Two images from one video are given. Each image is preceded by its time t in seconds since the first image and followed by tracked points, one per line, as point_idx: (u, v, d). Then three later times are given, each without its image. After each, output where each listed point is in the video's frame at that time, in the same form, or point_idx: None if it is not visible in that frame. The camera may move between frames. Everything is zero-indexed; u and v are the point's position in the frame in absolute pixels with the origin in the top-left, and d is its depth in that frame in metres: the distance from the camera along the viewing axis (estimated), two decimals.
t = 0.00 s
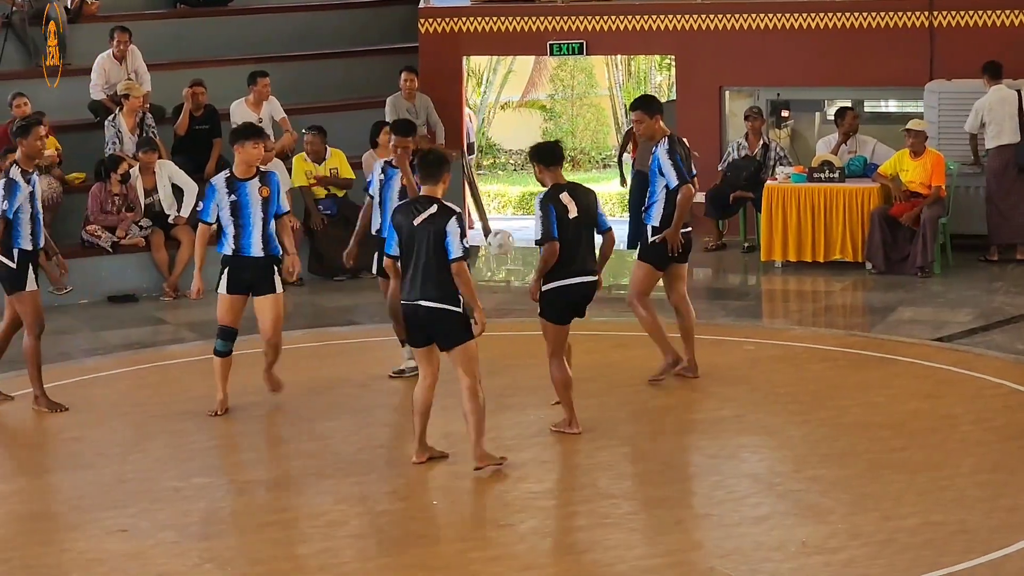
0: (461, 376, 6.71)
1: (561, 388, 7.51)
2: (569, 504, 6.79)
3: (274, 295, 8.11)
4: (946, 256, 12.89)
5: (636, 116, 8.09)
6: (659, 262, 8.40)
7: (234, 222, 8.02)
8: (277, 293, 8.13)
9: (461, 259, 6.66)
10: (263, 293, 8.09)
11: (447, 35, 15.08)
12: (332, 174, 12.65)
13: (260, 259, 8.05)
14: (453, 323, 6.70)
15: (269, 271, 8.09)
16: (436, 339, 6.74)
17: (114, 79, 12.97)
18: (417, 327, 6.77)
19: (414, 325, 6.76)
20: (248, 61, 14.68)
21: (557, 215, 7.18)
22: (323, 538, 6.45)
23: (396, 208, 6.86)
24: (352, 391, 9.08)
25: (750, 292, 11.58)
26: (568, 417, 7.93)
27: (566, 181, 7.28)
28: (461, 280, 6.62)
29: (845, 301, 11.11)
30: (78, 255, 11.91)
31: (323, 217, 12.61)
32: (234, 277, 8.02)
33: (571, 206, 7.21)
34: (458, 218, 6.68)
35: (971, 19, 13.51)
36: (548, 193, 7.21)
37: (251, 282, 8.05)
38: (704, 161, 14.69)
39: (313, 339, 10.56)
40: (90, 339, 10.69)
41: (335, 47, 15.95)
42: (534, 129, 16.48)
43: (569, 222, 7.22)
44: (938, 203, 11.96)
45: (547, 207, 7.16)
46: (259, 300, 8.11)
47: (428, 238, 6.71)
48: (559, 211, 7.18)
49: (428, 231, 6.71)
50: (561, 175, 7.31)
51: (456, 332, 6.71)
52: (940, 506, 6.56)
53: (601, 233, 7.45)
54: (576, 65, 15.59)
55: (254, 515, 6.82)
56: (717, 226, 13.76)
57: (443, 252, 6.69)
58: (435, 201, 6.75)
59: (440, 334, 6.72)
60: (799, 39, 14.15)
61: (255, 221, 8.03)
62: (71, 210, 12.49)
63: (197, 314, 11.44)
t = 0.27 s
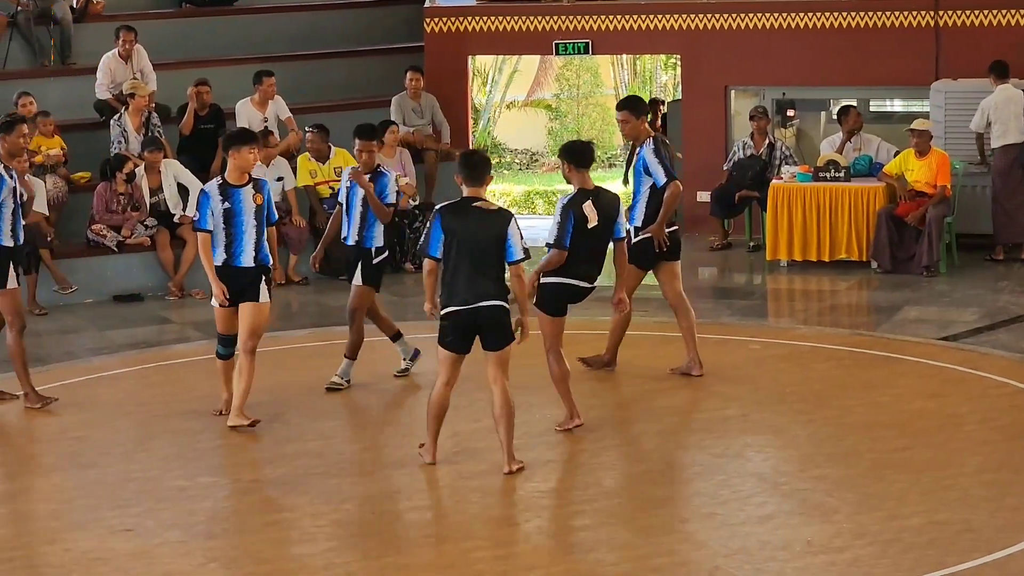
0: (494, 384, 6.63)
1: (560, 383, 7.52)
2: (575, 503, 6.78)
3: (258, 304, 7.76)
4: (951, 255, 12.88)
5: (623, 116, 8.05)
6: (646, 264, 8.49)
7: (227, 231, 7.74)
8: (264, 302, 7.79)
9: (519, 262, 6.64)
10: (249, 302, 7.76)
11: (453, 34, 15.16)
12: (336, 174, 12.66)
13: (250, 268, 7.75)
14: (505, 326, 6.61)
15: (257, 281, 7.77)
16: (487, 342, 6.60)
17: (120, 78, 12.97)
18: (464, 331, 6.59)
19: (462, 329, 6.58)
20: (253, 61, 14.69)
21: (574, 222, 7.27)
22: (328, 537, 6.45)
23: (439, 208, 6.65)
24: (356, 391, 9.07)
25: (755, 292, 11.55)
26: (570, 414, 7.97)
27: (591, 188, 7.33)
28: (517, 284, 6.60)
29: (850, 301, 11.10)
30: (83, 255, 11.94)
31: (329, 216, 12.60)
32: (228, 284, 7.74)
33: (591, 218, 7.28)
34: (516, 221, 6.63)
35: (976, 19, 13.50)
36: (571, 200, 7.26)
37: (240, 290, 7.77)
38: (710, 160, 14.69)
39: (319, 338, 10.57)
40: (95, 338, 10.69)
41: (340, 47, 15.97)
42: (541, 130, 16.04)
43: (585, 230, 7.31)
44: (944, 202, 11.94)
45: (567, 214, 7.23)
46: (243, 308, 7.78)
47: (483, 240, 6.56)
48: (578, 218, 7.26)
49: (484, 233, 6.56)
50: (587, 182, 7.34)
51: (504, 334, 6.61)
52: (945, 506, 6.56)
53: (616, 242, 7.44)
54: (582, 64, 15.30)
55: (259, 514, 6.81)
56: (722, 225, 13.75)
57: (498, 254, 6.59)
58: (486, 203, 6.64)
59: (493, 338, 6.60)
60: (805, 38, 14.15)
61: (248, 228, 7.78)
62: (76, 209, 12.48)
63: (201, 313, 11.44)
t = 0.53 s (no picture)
0: (511, 383, 6.47)
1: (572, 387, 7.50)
2: (578, 502, 6.78)
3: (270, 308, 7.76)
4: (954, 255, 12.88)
5: (595, 110, 7.94)
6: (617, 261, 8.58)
7: (236, 234, 7.69)
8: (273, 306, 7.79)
9: (546, 261, 6.71)
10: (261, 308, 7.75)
11: (455, 34, 15.15)
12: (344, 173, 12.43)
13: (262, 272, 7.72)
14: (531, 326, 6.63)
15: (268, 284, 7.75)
16: (514, 343, 6.59)
17: (123, 77, 12.97)
18: (494, 332, 6.54)
19: (493, 330, 6.52)
20: (257, 61, 14.70)
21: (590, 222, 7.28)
22: (331, 537, 6.45)
23: (475, 207, 6.51)
24: (360, 390, 9.06)
25: (759, 292, 11.55)
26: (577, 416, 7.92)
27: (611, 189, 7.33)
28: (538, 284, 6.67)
29: (854, 301, 11.09)
30: (86, 254, 11.94)
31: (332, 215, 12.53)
32: (235, 287, 7.68)
33: (608, 219, 7.28)
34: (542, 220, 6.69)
35: (980, 19, 13.49)
36: (590, 201, 7.25)
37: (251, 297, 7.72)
38: (713, 160, 14.69)
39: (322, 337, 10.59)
40: (98, 338, 10.69)
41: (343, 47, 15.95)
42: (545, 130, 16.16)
43: (600, 231, 7.33)
44: (948, 201, 11.93)
45: (584, 214, 7.24)
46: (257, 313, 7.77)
47: (517, 239, 6.54)
48: (596, 218, 7.26)
49: (519, 231, 6.54)
50: (610, 183, 7.33)
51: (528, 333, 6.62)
52: (948, 505, 6.56)
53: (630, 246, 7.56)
54: (585, 64, 15.29)
55: (263, 514, 6.81)
56: (726, 225, 13.76)
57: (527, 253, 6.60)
58: (516, 201, 6.61)
59: (520, 338, 6.60)
60: (807, 38, 14.14)
61: (256, 230, 7.72)
62: (79, 209, 12.48)
63: (205, 313, 11.44)
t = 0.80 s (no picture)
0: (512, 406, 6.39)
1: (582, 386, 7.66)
2: (581, 502, 6.78)
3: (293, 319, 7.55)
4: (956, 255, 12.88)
5: (567, 105, 7.90)
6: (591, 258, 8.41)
7: (251, 254, 7.44)
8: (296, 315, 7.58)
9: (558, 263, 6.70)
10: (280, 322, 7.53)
11: (458, 34, 15.18)
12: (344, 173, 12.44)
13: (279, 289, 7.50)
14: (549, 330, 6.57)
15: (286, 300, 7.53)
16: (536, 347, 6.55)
17: (125, 77, 12.97)
18: (519, 339, 6.45)
19: (519, 337, 6.44)
20: (259, 61, 14.70)
21: (627, 222, 7.25)
22: (334, 537, 6.44)
23: (493, 216, 6.41)
24: (363, 390, 9.06)
25: (761, 291, 11.55)
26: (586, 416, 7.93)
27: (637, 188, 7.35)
28: (555, 288, 6.61)
29: (856, 300, 11.09)
30: (89, 254, 11.95)
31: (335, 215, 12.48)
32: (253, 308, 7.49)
33: (641, 215, 7.29)
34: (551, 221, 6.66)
35: (982, 18, 13.49)
36: (621, 201, 7.25)
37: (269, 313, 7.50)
38: (715, 160, 14.67)
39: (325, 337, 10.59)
40: (100, 338, 10.69)
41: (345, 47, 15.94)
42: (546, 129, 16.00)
43: (636, 229, 7.29)
44: (950, 202, 11.97)
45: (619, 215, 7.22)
46: (277, 328, 7.54)
47: (534, 243, 6.47)
48: (630, 217, 7.25)
49: (537, 235, 6.47)
50: (633, 183, 7.37)
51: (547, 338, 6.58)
52: (950, 505, 6.56)
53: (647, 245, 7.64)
54: (588, 64, 15.23)
55: (266, 514, 6.81)
56: (728, 225, 13.76)
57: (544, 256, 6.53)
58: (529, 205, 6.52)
59: (542, 342, 6.56)
60: (810, 37, 14.14)
61: (272, 248, 7.48)
62: (82, 209, 12.49)
63: (207, 313, 11.44)
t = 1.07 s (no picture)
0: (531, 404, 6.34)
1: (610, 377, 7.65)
2: (583, 502, 6.78)
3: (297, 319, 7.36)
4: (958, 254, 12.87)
5: (535, 110, 7.88)
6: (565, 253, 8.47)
7: (259, 256, 7.27)
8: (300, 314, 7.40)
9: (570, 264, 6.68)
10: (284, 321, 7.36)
11: (460, 34, 15.17)
12: (344, 174, 12.64)
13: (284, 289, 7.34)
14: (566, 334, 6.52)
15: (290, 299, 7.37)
16: (553, 352, 6.46)
17: (127, 77, 12.97)
18: (539, 343, 6.37)
19: (539, 341, 6.36)
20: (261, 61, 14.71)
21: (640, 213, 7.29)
22: (335, 537, 6.44)
23: (511, 220, 6.35)
24: (365, 390, 9.06)
25: (763, 291, 11.55)
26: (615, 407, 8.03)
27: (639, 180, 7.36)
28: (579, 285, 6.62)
29: (859, 301, 11.09)
30: (91, 254, 11.95)
31: (336, 216, 12.55)
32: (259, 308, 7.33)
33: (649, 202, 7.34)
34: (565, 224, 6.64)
35: (985, 18, 13.48)
36: (630, 192, 7.27)
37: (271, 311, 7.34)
38: (718, 160, 14.67)
39: (327, 337, 10.59)
40: (103, 338, 10.69)
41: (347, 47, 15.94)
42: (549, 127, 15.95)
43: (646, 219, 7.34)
44: (952, 201, 11.95)
45: (633, 208, 7.24)
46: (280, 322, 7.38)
47: (552, 245, 6.42)
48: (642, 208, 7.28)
49: (553, 237, 6.43)
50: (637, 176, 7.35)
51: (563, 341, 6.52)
52: (952, 505, 6.55)
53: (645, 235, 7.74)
54: (590, 64, 15.38)
55: (268, 514, 6.81)
56: (730, 225, 13.75)
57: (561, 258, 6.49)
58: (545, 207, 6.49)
59: (559, 347, 6.47)
60: (812, 37, 14.14)
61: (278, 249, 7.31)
62: (84, 209, 12.49)
63: (209, 313, 11.44)
